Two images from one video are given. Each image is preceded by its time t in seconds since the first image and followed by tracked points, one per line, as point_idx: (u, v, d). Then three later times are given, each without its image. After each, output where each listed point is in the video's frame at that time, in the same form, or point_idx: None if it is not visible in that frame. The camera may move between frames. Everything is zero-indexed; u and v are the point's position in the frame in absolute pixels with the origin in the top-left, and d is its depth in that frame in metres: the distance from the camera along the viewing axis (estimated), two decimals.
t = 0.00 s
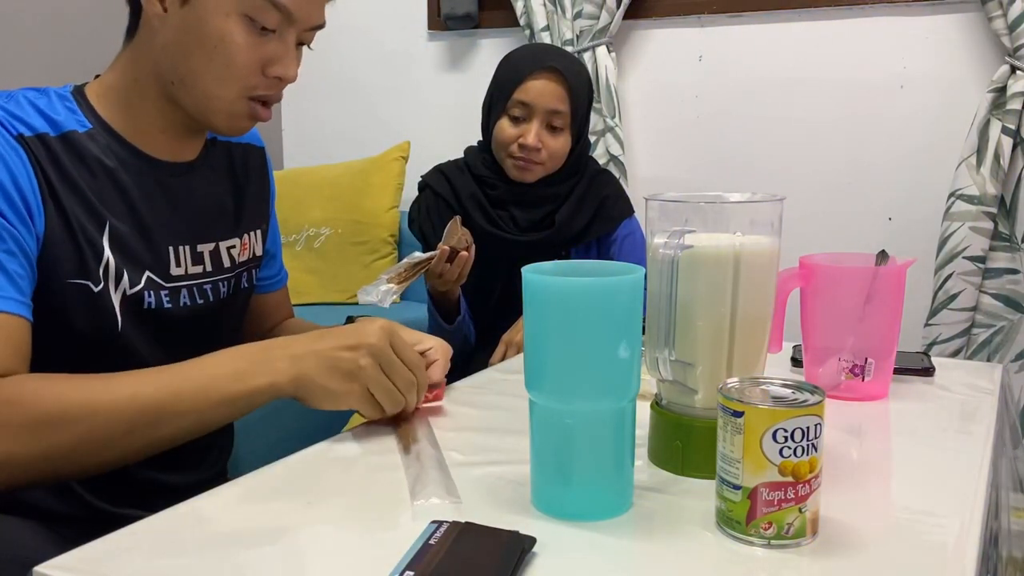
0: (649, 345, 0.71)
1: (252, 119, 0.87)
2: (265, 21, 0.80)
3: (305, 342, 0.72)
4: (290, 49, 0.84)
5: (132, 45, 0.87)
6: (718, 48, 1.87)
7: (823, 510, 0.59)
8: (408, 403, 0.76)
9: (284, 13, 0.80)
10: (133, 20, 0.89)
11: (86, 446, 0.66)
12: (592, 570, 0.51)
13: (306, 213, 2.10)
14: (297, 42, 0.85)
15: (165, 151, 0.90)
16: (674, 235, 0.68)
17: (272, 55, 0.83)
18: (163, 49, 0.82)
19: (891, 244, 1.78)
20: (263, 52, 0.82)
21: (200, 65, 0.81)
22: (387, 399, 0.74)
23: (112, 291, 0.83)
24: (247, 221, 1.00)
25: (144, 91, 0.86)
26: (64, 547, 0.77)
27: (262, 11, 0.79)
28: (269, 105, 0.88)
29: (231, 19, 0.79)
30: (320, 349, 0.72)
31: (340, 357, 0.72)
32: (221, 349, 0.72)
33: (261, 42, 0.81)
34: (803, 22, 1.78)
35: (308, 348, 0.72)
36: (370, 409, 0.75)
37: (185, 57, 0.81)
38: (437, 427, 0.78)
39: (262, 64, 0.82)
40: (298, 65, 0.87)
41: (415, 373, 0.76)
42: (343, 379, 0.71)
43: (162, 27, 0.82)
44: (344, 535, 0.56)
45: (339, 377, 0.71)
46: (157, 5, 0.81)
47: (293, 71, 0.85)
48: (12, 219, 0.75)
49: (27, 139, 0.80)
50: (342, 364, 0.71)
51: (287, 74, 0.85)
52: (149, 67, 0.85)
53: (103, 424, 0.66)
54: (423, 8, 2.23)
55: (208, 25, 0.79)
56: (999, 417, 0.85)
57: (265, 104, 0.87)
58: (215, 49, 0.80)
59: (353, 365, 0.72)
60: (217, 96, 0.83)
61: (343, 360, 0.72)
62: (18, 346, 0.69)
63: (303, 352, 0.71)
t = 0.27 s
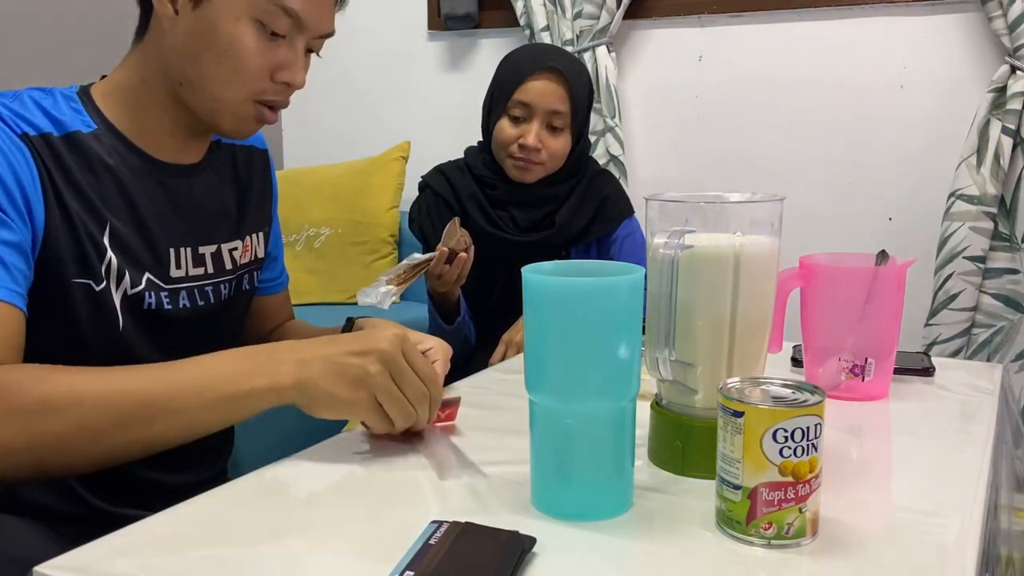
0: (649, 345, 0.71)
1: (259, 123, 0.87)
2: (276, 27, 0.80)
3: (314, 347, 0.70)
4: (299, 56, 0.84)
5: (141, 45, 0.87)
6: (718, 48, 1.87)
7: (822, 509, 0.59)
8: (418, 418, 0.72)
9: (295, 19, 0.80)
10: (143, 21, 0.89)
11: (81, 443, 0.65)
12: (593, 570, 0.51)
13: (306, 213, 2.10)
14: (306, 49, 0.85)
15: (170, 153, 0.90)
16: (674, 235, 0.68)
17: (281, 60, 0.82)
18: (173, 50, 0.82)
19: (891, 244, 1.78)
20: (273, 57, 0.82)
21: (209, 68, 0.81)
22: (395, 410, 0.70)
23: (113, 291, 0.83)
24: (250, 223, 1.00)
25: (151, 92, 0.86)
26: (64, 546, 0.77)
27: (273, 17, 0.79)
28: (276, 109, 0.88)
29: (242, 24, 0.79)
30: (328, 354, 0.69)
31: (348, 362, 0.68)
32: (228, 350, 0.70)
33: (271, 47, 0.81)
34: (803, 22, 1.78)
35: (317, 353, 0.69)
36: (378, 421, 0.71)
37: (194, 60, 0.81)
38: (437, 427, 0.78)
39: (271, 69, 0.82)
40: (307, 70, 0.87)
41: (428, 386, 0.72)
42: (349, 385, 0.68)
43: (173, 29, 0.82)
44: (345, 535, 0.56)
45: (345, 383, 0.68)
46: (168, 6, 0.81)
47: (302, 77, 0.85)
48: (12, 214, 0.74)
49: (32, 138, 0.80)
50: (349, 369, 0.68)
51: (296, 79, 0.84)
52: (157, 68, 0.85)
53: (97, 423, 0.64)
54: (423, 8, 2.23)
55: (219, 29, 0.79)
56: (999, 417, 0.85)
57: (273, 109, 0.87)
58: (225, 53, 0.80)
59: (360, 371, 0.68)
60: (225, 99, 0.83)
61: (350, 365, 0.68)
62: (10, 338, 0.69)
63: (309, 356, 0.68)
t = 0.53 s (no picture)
0: (649, 345, 0.71)
1: (261, 121, 0.87)
2: (276, 23, 0.80)
3: (324, 340, 0.65)
4: (300, 53, 0.84)
5: (143, 45, 0.87)
6: (718, 48, 1.87)
7: (822, 509, 0.59)
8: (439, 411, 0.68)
9: (295, 15, 0.80)
10: (145, 21, 0.89)
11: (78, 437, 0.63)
12: (593, 570, 0.51)
13: (306, 213, 2.10)
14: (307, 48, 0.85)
15: (172, 153, 0.90)
16: (674, 235, 0.68)
17: (282, 57, 0.82)
18: (174, 48, 0.83)
19: (891, 244, 1.78)
20: (273, 53, 0.82)
21: (209, 65, 0.81)
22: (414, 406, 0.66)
23: (115, 290, 0.84)
24: (250, 223, 1.00)
25: (152, 91, 0.86)
26: (63, 546, 0.76)
27: (273, 13, 0.79)
28: (278, 107, 0.88)
29: (242, 20, 0.79)
30: (340, 349, 0.64)
31: (362, 357, 0.64)
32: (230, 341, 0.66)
33: (272, 44, 0.81)
34: (803, 22, 1.78)
35: (327, 346, 0.64)
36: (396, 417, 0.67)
37: (195, 57, 0.81)
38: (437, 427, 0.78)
39: (271, 66, 0.82)
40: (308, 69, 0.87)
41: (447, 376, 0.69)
42: (364, 382, 0.64)
43: (174, 27, 0.82)
44: (345, 536, 0.55)
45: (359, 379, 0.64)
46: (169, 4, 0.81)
47: (303, 74, 0.85)
48: (17, 212, 0.74)
49: (35, 139, 0.80)
50: (363, 365, 0.64)
51: (296, 77, 0.84)
52: (159, 67, 0.85)
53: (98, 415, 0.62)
54: (422, 8, 2.23)
55: (220, 25, 0.79)
56: (999, 417, 0.85)
57: (274, 107, 0.87)
58: (225, 49, 0.80)
59: (375, 366, 0.64)
60: (226, 96, 0.83)
61: (365, 360, 0.64)
62: (16, 333, 0.66)
63: (319, 351, 0.64)
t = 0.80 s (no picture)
0: (649, 345, 0.71)
1: (263, 120, 0.87)
2: (278, 21, 0.80)
3: (321, 329, 0.70)
4: (302, 52, 0.84)
5: (144, 46, 0.87)
6: (718, 48, 1.87)
7: (822, 509, 0.59)
8: (420, 388, 0.77)
9: (297, 14, 0.80)
10: (147, 22, 0.89)
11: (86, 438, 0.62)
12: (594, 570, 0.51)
13: (306, 214, 2.10)
14: (309, 47, 0.85)
15: (174, 154, 0.90)
16: (674, 235, 0.68)
17: (284, 56, 0.82)
18: (176, 47, 0.83)
19: (891, 244, 1.78)
20: (275, 52, 0.82)
21: (211, 63, 0.81)
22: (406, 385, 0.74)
23: (117, 291, 0.84)
24: (251, 225, 1.00)
25: (154, 91, 0.86)
26: (64, 547, 0.76)
27: (275, 11, 0.79)
28: (280, 107, 0.88)
29: (244, 19, 0.79)
30: (341, 335, 0.70)
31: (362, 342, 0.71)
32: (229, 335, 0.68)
33: (274, 43, 0.81)
34: (803, 22, 1.78)
35: (326, 334, 0.70)
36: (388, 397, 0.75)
37: (197, 56, 0.81)
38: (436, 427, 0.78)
39: (273, 64, 0.82)
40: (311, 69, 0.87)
41: (425, 356, 0.78)
42: (367, 364, 0.70)
43: (176, 26, 0.82)
44: (346, 536, 0.55)
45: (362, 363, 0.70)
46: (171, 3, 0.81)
47: (305, 74, 0.85)
48: (22, 213, 0.74)
49: (38, 139, 0.79)
50: (365, 349, 0.70)
51: (299, 76, 0.84)
52: (160, 68, 0.85)
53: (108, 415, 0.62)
54: (422, 8, 2.23)
55: (221, 24, 0.79)
56: (999, 417, 0.85)
57: (277, 106, 0.87)
58: (228, 47, 0.80)
59: (375, 350, 0.71)
60: (228, 95, 0.83)
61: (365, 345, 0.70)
62: (18, 334, 0.66)
63: (323, 340, 0.69)
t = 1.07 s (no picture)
0: (649, 345, 0.71)
1: (266, 121, 0.87)
2: (280, 21, 0.80)
3: (331, 345, 0.69)
4: (305, 53, 0.84)
5: (147, 47, 0.87)
6: (718, 48, 1.87)
7: (822, 510, 0.59)
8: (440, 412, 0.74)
9: (300, 14, 0.80)
10: (150, 22, 0.89)
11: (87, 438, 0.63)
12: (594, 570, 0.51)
13: (306, 213, 2.10)
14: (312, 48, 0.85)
15: (176, 154, 0.90)
16: (674, 235, 0.68)
17: (286, 56, 0.82)
18: (179, 47, 0.83)
19: (891, 244, 1.78)
20: (278, 52, 0.81)
21: (214, 63, 0.81)
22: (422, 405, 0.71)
23: (119, 290, 0.84)
24: (253, 225, 1.00)
25: (157, 92, 0.86)
26: (64, 547, 0.76)
27: (278, 11, 0.79)
28: (282, 108, 0.88)
29: (247, 19, 0.79)
30: (350, 352, 0.68)
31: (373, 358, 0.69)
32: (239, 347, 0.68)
33: (277, 43, 0.81)
34: (802, 22, 1.78)
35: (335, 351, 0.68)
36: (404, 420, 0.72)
37: (200, 56, 0.81)
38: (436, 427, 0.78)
39: (276, 65, 0.82)
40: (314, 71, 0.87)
41: (444, 378, 0.75)
42: (377, 379, 0.68)
43: (179, 26, 0.82)
44: (348, 536, 0.55)
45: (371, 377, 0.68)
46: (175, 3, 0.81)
47: (308, 75, 0.85)
48: (23, 212, 0.74)
49: (41, 139, 0.79)
50: (375, 363, 0.68)
51: (301, 77, 0.84)
52: (163, 68, 0.85)
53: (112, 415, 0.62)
54: (423, 8, 2.23)
55: (224, 24, 0.79)
56: (999, 417, 0.85)
57: (279, 107, 0.87)
58: (231, 47, 0.80)
59: (386, 365, 0.69)
60: (231, 95, 0.83)
61: (375, 361, 0.69)
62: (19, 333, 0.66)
63: (332, 354, 0.68)
